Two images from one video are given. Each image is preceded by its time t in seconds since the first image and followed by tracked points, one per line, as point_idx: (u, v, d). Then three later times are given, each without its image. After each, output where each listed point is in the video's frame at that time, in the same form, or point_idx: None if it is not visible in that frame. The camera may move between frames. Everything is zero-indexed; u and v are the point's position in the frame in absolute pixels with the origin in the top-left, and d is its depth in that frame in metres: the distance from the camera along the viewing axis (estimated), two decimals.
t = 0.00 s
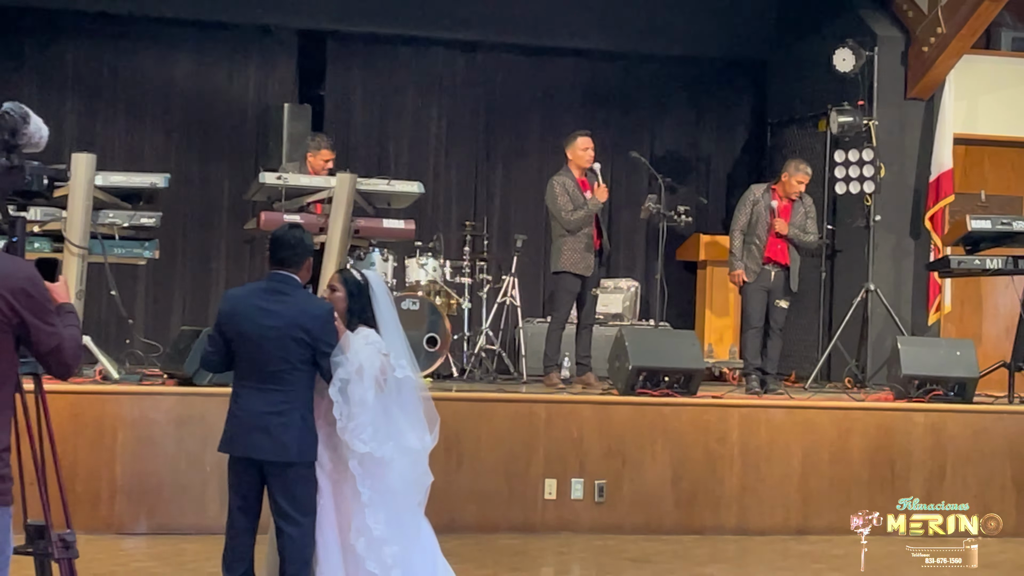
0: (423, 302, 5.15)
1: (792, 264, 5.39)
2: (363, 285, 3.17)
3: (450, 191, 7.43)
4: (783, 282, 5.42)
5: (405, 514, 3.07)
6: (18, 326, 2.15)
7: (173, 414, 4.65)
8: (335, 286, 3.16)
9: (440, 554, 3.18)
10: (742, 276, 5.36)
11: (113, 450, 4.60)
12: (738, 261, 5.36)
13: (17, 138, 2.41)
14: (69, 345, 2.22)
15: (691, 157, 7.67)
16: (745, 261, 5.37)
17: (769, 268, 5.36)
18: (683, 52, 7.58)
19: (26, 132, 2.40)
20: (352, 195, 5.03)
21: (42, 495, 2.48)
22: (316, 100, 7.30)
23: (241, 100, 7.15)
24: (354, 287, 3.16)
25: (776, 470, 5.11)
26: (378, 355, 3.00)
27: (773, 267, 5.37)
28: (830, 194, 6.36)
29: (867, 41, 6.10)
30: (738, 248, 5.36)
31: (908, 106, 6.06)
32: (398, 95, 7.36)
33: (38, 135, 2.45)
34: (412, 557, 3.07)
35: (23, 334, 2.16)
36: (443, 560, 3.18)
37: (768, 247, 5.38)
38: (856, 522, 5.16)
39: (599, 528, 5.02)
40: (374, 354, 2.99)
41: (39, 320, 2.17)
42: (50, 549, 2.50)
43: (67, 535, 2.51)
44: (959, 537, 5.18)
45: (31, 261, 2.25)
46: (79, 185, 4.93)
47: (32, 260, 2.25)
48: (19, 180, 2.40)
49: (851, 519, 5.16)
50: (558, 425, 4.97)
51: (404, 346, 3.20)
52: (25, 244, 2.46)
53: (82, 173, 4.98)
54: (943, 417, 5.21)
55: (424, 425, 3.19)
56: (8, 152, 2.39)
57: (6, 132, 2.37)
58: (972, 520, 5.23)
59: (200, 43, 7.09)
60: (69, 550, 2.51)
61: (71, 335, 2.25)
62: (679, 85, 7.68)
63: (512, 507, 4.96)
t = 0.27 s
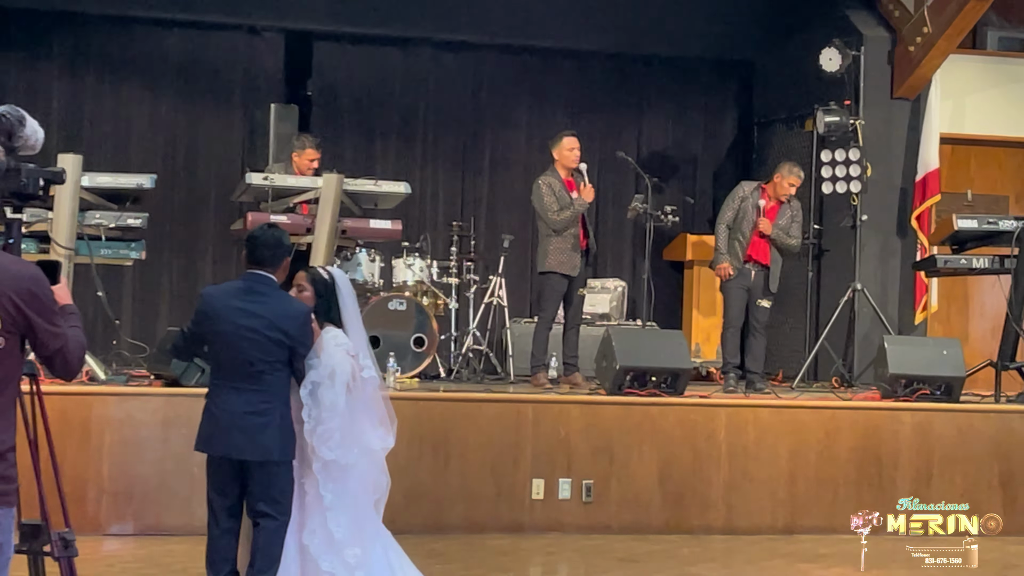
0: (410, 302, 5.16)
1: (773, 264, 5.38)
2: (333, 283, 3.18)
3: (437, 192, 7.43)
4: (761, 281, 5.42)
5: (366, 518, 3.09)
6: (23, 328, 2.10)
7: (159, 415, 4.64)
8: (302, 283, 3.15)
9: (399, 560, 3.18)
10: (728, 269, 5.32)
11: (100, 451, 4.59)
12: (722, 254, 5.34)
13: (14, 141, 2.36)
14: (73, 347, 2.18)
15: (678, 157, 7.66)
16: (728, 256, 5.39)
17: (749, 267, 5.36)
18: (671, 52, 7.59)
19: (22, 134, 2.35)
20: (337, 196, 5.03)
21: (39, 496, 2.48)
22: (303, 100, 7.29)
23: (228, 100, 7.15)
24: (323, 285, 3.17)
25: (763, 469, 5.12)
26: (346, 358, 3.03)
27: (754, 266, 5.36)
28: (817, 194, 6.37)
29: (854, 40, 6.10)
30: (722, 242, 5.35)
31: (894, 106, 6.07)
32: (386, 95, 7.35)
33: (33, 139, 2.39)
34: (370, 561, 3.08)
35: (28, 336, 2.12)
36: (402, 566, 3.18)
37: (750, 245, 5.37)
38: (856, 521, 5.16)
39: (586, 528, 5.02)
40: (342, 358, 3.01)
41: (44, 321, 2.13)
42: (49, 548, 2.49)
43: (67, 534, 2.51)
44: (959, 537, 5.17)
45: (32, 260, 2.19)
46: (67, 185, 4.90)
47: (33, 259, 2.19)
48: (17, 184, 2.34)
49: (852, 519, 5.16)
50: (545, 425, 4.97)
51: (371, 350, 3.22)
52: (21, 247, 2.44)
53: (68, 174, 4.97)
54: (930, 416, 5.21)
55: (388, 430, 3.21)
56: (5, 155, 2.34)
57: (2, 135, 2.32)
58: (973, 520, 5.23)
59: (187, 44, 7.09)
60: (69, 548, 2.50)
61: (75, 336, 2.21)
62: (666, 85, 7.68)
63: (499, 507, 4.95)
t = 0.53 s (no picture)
0: (397, 301, 5.16)
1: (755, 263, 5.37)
2: (313, 284, 3.16)
3: (424, 192, 7.42)
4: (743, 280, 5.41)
5: (353, 520, 3.13)
6: (27, 328, 2.14)
7: (147, 414, 4.63)
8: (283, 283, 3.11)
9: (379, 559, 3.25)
10: (712, 268, 5.32)
11: (87, 451, 4.58)
12: (706, 254, 5.33)
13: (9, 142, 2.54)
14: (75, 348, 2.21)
15: (665, 156, 7.67)
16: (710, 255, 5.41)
17: (731, 266, 5.37)
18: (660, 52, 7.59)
19: (18, 135, 2.53)
20: (325, 196, 4.99)
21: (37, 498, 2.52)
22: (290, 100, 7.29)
23: (215, 100, 7.15)
24: (305, 286, 3.15)
25: (751, 468, 5.12)
26: (337, 363, 3.04)
27: (736, 266, 5.37)
28: (805, 193, 6.38)
29: (841, 39, 6.11)
30: (706, 243, 5.35)
31: (881, 105, 6.08)
32: (374, 95, 7.36)
33: (29, 139, 2.58)
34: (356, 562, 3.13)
35: (31, 336, 2.16)
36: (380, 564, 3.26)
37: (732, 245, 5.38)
38: (856, 521, 5.17)
39: (574, 527, 5.01)
40: (334, 363, 3.02)
41: (48, 322, 2.17)
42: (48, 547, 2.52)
43: (66, 532, 2.54)
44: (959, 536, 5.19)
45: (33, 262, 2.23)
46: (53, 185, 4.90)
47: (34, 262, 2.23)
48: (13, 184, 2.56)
49: (852, 520, 5.17)
50: (533, 424, 4.97)
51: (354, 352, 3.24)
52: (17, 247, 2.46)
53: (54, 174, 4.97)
54: (918, 415, 5.22)
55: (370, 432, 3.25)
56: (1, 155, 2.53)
57: None
58: (973, 520, 5.25)
59: (174, 44, 7.10)
60: (67, 547, 2.54)
61: (76, 338, 2.25)
62: (654, 84, 7.69)
63: (487, 507, 4.95)
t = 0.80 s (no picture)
0: (383, 300, 5.15)
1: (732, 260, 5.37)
2: (306, 280, 3.19)
3: (411, 191, 7.43)
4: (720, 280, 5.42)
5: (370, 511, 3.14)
6: (21, 329, 2.21)
7: (133, 414, 4.63)
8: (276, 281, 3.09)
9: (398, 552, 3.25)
10: (688, 271, 5.31)
11: (73, 451, 4.58)
12: (683, 256, 5.32)
13: None
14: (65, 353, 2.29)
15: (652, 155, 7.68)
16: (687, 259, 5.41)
17: (709, 266, 5.39)
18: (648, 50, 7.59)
19: (11, 135, 2.45)
20: (311, 195, 4.96)
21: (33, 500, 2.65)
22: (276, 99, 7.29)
23: (201, 100, 7.15)
24: (297, 282, 3.18)
25: (738, 466, 5.12)
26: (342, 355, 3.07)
27: (714, 265, 5.38)
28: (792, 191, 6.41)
29: (827, 37, 6.15)
30: (682, 245, 5.34)
31: (867, 104, 6.10)
32: (361, 94, 7.36)
33: (20, 140, 2.50)
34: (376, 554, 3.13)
35: (26, 336, 2.23)
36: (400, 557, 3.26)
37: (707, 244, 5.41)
38: (856, 521, 5.17)
39: (561, 526, 5.01)
40: (338, 355, 3.06)
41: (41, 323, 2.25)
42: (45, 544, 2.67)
43: (61, 530, 2.69)
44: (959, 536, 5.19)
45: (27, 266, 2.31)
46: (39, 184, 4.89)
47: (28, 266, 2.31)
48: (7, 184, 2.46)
49: (852, 520, 5.17)
50: (520, 424, 4.96)
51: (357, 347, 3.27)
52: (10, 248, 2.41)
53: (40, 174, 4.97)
54: (904, 414, 5.21)
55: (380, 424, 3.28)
56: None
57: None
58: (973, 521, 5.24)
59: (159, 43, 7.10)
60: (63, 545, 2.69)
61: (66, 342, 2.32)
62: (641, 83, 7.70)
63: (474, 507, 4.94)
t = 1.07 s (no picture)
0: (370, 299, 5.15)
1: (704, 259, 5.40)
2: (306, 281, 3.13)
3: (400, 190, 7.43)
4: (697, 280, 5.43)
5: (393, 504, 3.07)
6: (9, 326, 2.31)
7: (122, 414, 4.61)
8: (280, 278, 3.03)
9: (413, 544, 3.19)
10: (659, 274, 5.36)
11: (61, 451, 4.57)
12: (654, 261, 5.38)
13: None
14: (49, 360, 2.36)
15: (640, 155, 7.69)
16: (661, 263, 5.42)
17: (682, 266, 5.41)
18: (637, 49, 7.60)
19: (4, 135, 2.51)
20: (300, 195, 4.93)
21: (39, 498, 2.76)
22: (264, 98, 7.29)
23: (189, 100, 7.16)
24: (298, 283, 3.11)
25: (727, 465, 5.12)
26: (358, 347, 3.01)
27: (687, 265, 5.41)
28: (780, 191, 6.42)
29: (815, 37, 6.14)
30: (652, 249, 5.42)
31: (855, 103, 6.11)
32: (349, 94, 7.37)
33: (15, 139, 2.55)
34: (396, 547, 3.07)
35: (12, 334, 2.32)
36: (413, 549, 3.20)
37: (680, 245, 5.46)
38: (856, 521, 5.18)
39: (549, 525, 5.00)
40: (356, 347, 3.00)
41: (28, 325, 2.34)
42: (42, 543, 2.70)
43: (58, 528, 2.73)
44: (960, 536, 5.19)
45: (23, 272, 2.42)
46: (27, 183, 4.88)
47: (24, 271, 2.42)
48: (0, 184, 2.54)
49: (852, 519, 5.18)
50: (508, 423, 4.96)
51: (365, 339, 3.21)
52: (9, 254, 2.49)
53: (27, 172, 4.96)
54: (892, 413, 5.22)
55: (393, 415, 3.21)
56: None
57: None
58: (972, 520, 5.25)
59: (147, 43, 7.10)
60: (59, 542, 2.71)
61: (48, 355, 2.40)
62: (630, 83, 7.70)
63: (462, 506, 4.94)
